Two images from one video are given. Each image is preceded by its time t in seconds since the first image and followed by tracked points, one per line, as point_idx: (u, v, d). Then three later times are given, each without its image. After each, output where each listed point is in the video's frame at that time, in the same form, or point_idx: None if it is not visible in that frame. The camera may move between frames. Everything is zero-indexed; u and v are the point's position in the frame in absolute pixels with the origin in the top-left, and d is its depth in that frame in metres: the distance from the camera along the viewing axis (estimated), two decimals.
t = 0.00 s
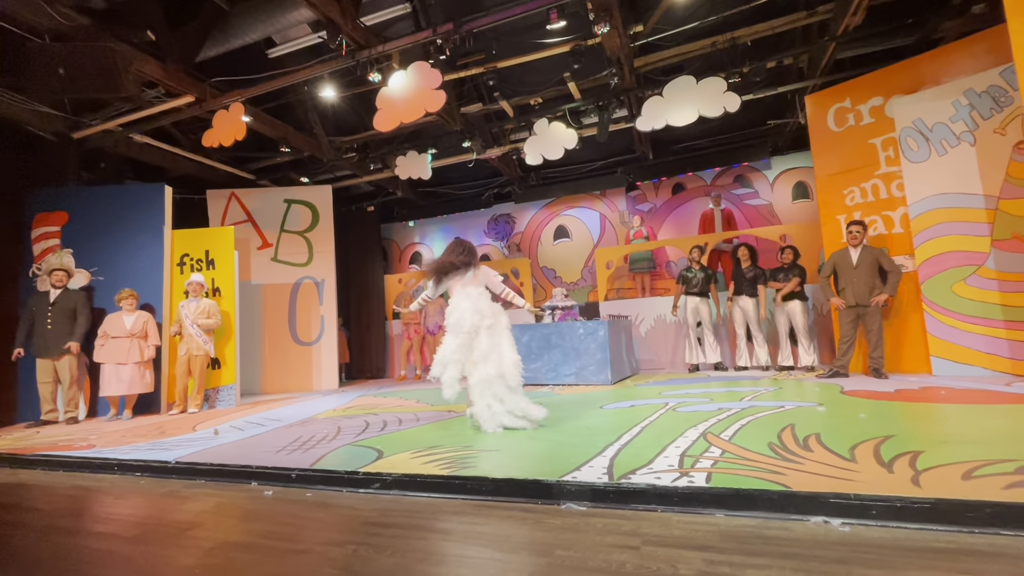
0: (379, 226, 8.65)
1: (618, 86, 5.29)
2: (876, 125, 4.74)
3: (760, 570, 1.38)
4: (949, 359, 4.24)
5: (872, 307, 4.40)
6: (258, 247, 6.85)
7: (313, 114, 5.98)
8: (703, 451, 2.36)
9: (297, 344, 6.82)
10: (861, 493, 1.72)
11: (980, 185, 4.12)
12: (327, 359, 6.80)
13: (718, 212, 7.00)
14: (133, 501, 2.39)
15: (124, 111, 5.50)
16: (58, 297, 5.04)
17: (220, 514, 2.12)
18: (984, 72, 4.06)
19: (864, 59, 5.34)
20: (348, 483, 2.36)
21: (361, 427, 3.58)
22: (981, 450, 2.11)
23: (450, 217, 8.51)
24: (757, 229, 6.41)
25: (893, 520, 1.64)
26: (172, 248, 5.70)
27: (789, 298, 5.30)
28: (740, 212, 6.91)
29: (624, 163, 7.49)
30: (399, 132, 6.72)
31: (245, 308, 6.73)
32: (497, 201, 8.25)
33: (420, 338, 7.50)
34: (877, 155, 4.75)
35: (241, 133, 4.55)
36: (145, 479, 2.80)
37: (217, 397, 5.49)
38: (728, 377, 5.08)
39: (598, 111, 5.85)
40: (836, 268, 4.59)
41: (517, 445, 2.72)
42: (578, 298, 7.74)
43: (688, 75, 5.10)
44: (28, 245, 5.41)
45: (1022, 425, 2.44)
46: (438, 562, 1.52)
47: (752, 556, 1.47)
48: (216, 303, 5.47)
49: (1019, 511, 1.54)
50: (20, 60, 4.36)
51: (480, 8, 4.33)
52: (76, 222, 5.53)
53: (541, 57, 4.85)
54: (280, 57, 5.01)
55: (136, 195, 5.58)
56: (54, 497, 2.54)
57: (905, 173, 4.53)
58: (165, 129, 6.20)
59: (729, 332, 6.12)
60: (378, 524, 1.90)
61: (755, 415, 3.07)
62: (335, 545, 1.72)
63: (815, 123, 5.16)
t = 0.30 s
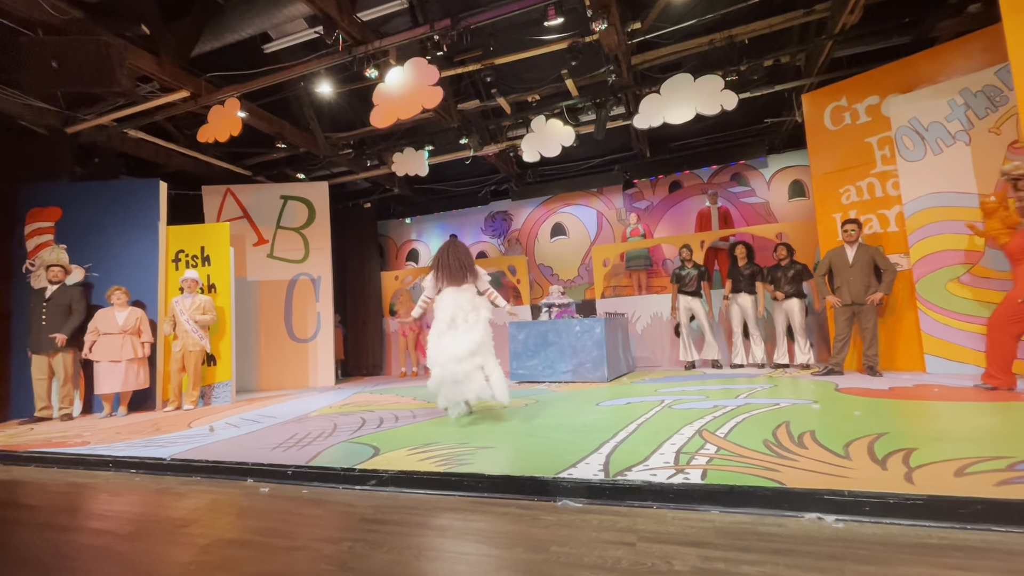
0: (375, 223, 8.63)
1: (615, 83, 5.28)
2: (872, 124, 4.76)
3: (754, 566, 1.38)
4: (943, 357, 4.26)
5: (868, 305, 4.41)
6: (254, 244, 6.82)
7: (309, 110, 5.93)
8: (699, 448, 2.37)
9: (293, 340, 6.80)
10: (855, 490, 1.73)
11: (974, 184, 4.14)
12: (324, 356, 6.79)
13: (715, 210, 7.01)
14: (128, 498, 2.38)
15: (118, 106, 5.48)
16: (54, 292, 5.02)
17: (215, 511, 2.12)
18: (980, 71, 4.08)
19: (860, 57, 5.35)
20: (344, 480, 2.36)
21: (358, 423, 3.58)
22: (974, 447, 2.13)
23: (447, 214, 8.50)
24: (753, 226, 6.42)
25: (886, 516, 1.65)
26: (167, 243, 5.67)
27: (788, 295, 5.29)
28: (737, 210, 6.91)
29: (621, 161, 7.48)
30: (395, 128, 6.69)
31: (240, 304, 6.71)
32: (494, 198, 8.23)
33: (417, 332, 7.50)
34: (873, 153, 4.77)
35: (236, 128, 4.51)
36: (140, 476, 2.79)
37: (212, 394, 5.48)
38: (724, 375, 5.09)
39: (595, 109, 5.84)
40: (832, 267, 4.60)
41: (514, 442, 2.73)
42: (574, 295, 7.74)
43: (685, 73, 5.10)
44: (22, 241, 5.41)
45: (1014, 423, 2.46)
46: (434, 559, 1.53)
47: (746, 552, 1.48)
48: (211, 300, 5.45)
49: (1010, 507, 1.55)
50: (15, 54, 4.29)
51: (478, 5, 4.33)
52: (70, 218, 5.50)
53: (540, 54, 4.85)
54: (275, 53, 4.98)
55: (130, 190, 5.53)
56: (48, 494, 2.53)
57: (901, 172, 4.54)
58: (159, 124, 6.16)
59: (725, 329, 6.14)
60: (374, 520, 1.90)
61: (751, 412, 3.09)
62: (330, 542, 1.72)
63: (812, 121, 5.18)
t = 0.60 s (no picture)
0: (369, 219, 8.60)
1: (609, 81, 5.28)
2: (864, 124, 4.80)
3: (745, 562, 1.40)
4: (930, 355, 4.33)
5: (859, 305, 4.46)
6: (245, 240, 6.77)
7: (302, 105, 5.88)
8: (690, 445, 2.39)
9: (286, 338, 6.76)
10: (844, 486, 1.75)
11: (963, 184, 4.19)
12: (317, 353, 6.76)
13: (708, 209, 7.04)
14: (117, 495, 2.36)
15: (107, 99, 5.35)
16: (41, 288, 5.02)
17: (206, 508, 2.10)
18: (969, 72, 4.11)
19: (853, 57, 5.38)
20: (336, 477, 2.35)
21: (351, 421, 3.57)
22: (961, 444, 2.16)
23: (441, 211, 8.47)
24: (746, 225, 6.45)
25: (874, 512, 1.68)
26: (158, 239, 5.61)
27: (783, 294, 5.31)
28: (730, 208, 6.94)
29: (615, 159, 7.49)
30: (389, 124, 6.66)
31: (232, 301, 6.66)
32: (488, 195, 8.21)
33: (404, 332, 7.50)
34: (863, 153, 4.81)
35: (228, 123, 4.47)
36: (130, 474, 2.77)
37: (203, 391, 5.45)
38: (715, 372, 5.12)
39: (589, 106, 5.84)
40: (823, 266, 4.64)
41: (507, 439, 2.74)
42: (568, 293, 7.76)
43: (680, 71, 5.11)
44: (10, 237, 5.33)
45: (1001, 421, 2.48)
46: (427, 555, 1.53)
47: (737, 548, 1.50)
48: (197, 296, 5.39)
49: (995, 502, 1.58)
50: None
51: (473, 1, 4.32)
52: (58, 212, 5.42)
53: (534, 50, 4.81)
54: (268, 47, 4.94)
55: (119, 185, 5.47)
56: (35, 492, 2.50)
57: (891, 172, 4.59)
58: (150, 118, 6.09)
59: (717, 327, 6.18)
60: (366, 517, 1.90)
61: (743, 409, 3.11)
62: (323, 539, 1.72)
63: (804, 121, 5.21)
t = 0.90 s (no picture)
0: (359, 213, 8.54)
1: (601, 75, 5.27)
2: (851, 120, 4.82)
3: (731, 551, 1.42)
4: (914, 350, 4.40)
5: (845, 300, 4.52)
6: (234, 233, 6.69)
7: (291, 97, 5.80)
8: (679, 437, 2.41)
9: (275, 332, 6.71)
10: (829, 477, 1.78)
11: (948, 181, 4.24)
12: (306, 347, 6.72)
13: (698, 204, 7.08)
14: (101, 490, 2.33)
15: (92, 87, 5.17)
16: (21, 281, 4.93)
17: (192, 502, 2.08)
18: (956, 70, 4.15)
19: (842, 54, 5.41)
20: (326, 471, 2.34)
21: (341, 415, 3.55)
22: (944, 435, 2.20)
23: (432, 205, 8.43)
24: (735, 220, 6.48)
25: (859, 502, 1.70)
26: (143, 231, 5.52)
27: (768, 289, 5.43)
28: (720, 204, 6.98)
29: (606, 154, 7.50)
30: (380, 117, 6.60)
31: (220, 294, 6.59)
32: (479, 189, 8.18)
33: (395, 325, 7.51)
34: (851, 150, 4.84)
35: (216, 114, 4.41)
36: (115, 469, 2.73)
37: (190, 385, 5.39)
38: (705, 366, 5.17)
39: (580, 100, 5.83)
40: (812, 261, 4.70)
41: (498, 432, 2.75)
42: (559, 288, 7.78)
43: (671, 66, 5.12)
44: None
45: (983, 413, 2.52)
46: (416, 548, 1.52)
47: (724, 538, 1.51)
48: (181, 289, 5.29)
49: (975, 492, 1.62)
50: None
51: None
52: (41, 204, 5.35)
53: (526, 43, 4.80)
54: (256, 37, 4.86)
55: (103, 176, 5.38)
56: (17, 487, 2.46)
57: (879, 168, 4.63)
58: (135, 108, 5.97)
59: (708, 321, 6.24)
60: (356, 510, 1.89)
61: (731, 402, 3.14)
62: (311, 532, 1.71)
63: (794, 117, 5.24)
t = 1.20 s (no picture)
0: (354, 214, 8.52)
1: (597, 78, 5.30)
2: (846, 124, 4.88)
3: (726, 552, 1.42)
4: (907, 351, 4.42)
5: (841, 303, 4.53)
6: (228, 234, 6.66)
7: (286, 98, 5.78)
8: (674, 439, 2.41)
9: (269, 333, 6.67)
10: (823, 478, 1.78)
11: (940, 185, 4.29)
12: (301, 348, 6.69)
13: (693, 206, 7.09)
14: (93, 493, 2.30)
15: (86, 87, 5.20)
16: (10, 281, 4.86)
17: (185, 505, 2.07)
18: (948, 74, 4.20)
19: (836, 58, 5.45)
20: (320, 473, 2.33)
21: (336, 416, 3.54)
22: (936, 437, 2.21)
23: (428, 206, 8.43)
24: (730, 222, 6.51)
25: (852, 503, 1.71)
26: (136, 231, 5.47)
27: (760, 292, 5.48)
28: (714, 206, 7.01)
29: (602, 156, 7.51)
30: (375, 118, 6.60)
31: (214, 296, 6.55)
32: (475, 190, 8.19)
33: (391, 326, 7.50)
34: (846, 153, 4.89)
35: (212, 114, 4.38)
36: (107, 471, 2.71)
37: (182, 386, 5.35)
38: (701, 368, 5.18)
39: (576, 102, 5.84)
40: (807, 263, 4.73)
41: (493, 434, 2.75)
42: (555, 289, 7.76)
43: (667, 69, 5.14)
44: None
45: (974, 415, 2.54)
46: (410, 550, 1.52)
47: (720, 539, 1.51)
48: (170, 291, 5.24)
49: (967, 493, 1.63)
50: None
51: None
52: (32, 204, 5.31)
53: (522, 45, 4.82)
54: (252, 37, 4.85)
55: (96, 176, 5.33)
56: (8, 489, 2.44)
57: (872, 172, 4.67)
58: (129, 108, 5.94)
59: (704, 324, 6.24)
60: (350, 513, 1.88)
61: (726, 404, 3.15)
62: (305, 534, 1.70)
63: (788, 120, 5.27)
